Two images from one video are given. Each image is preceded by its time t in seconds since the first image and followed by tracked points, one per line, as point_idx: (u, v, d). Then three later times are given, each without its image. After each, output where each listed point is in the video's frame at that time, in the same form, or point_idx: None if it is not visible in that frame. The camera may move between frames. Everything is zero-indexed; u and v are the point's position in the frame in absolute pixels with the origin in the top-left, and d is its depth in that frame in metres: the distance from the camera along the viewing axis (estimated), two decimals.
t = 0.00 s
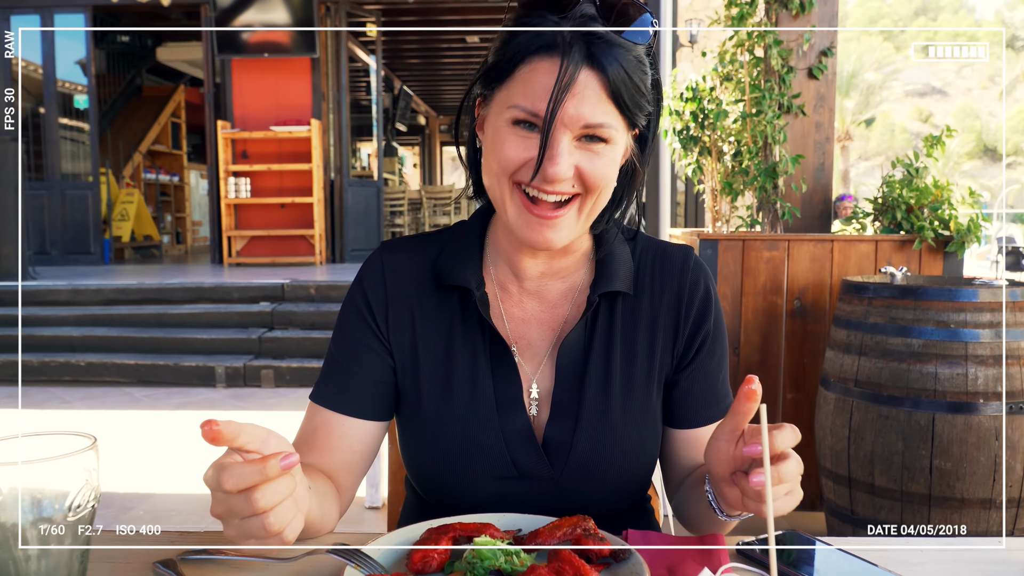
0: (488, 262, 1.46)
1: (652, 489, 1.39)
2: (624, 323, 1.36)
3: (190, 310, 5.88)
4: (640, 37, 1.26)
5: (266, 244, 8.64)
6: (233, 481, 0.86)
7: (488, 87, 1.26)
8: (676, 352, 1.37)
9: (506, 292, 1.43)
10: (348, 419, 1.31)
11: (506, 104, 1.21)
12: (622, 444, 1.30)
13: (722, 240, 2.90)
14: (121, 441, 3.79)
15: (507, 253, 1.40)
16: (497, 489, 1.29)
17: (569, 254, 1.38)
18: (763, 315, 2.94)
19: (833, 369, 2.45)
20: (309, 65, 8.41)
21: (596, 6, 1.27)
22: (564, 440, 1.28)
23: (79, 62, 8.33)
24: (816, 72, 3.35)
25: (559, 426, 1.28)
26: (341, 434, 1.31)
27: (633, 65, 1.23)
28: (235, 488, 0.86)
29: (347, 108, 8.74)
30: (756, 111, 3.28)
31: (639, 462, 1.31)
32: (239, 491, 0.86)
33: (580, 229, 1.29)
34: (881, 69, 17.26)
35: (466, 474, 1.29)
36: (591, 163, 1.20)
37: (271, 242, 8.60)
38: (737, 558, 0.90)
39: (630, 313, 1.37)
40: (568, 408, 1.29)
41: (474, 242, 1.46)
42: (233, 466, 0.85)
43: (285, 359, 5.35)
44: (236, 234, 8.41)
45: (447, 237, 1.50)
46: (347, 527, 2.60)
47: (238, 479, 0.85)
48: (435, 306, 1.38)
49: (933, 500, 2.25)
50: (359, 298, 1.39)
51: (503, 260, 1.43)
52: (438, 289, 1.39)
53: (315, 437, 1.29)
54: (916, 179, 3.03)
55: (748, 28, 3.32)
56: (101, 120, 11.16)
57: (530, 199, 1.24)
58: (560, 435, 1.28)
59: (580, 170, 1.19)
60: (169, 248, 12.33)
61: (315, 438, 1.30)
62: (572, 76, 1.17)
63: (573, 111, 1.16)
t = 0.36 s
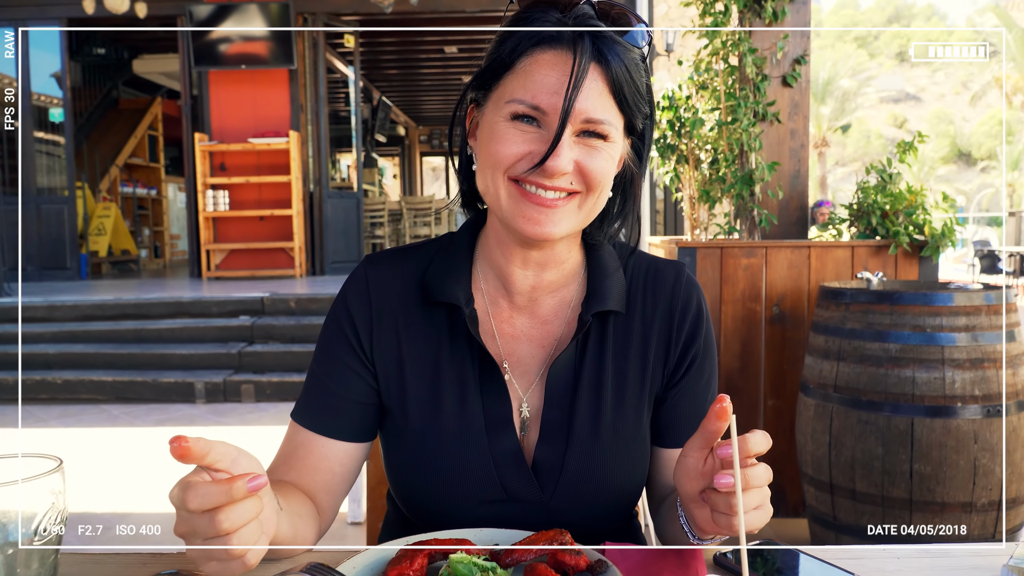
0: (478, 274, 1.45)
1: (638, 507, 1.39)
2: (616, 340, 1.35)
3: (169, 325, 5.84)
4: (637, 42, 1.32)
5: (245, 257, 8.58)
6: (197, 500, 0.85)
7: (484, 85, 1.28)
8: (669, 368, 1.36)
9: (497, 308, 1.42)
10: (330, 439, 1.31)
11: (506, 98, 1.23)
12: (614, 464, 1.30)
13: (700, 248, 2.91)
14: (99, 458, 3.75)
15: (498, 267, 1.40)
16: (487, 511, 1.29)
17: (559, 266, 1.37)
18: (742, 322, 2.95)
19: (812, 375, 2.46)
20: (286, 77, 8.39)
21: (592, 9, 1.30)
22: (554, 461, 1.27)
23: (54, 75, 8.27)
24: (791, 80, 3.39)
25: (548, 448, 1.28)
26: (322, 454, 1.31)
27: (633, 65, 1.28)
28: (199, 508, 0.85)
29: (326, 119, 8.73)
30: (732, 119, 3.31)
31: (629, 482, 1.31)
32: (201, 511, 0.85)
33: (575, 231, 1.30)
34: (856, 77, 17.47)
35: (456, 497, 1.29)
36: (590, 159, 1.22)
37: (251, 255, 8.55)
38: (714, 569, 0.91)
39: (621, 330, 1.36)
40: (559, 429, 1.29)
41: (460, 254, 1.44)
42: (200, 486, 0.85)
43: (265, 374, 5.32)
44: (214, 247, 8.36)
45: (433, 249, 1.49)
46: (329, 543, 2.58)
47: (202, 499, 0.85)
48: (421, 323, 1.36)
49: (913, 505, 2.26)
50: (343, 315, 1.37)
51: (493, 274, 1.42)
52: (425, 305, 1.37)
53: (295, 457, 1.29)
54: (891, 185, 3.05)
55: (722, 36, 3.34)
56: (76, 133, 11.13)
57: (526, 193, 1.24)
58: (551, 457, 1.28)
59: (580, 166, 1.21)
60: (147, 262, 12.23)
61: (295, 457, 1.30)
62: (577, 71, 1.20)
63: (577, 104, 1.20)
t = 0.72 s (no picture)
0: (457, 288, 1.44)
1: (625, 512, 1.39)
2: (597, 349, 1.35)
3: (155, 337, 5.80)
4: (586, 65, 1.20)
5: (233, 269, 8.55)
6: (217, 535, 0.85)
7: (433, 128, 1.21)
8: (649, 377, 1.36)
9: (476, 319, 1.40)
10: (315, 452, 1.29)
11: (445, 155, 1.15)
12: (598, 472, 1.29)
13: (688, 259, 2.93)
14: (84, 471, 3.72)
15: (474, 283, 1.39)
16: (469, 521, 1.28)
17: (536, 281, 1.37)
18: (730, 332, 2.96)
19: (799, 386, 2.46)
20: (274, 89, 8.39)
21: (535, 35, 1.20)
22: (537, 470, 1.27)
23: (40, 87, 8.22)
24: (776, 92, 3.40)
25: (531, 457, 1.28)
26: (308, 467, 1.29)
27: (573, 97, 1.16)
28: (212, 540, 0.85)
29: (313, 131, 8.72)
30: (719, 131, 3.32)
31: (612, 489, 1.31)
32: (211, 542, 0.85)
33: (536, 273, 1.22)
34: (841, 89, 17.61)
35: (438, 506, 1.28)
36: (537, 209, 1.12)
37: (238, 267, 8.52)
38: None
39: (603, 339, 1.36)
40: (541, 437, 1.29)
41: (442, 266, 1.45)
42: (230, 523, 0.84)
43: (253, 385, 5.29)
44: (201, 259, 8.32)
45: (414, 260, 1.49)
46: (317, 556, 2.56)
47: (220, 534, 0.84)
48: (401, 335, 1.36)
49: (900, 515, 2.26)
50: (324, 327, 1.37)
51: (470, 289, 1.40)
52: (406, 316, 1.37)
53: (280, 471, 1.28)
54: (877, 197, 3.06)
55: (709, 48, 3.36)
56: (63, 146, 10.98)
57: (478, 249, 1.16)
58: (533, 465, 1.27)
59: (524, 217, 1.12)
60: (135, 274, 12.17)
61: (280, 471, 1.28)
62: (503, 124, 1.10)
63: (509, 159, 1.09)
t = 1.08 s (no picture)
0: (423, 283, 1.43)
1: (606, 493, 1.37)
2: (562, 336, 1.35)
3: (144, 333, 5.77)
4: (520, 58, 1.17)
5: (222, 264, 8.52)
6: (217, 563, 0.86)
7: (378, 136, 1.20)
8: (614, 356, 1.35)
9: (443, 311, 1.40)
10: (290, 445, 1.27)
11: (389, 160, 1.14)
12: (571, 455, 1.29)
13: (678, 253, 2.92)
14: (73, 467, 3.70)
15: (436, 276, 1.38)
16: (443, 511, 1.27)
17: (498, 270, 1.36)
18: (721, 326, 2.96)
19: (790, 379, 2.46)
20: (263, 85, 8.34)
21: (461, 36, 1.17)
22: (508, 457, 1.26)
23: (28, 83, 8.16)
24: (766, 86, 3.41)
25: (501, 444, 1.27)
26: (285, 460, 1.27)
27: (508, 96, 1.15)
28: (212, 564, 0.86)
29: (303, 126, 8.68)
30: (709, 125, 3.31)
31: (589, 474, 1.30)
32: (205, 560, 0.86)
33: (490, 265, 1.22)
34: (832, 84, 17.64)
35: (413, 495, 1.27)
36: (483, 207, 1.12)
37: (228, 262, 8.49)
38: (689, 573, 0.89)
39: (566, 323, 1.36)
40: (510, 425, 1.28)
41: (408, 262, 1.44)
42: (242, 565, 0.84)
43: (243, 381, 5.27)
44: (191, 255, 8.29)
45: (385, 254, 1.48)
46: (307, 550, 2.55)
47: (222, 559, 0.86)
48: (371, 329, 1.36)
49: (891, 508, 2.26)
50: (296, 324, 1.36)
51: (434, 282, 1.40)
52: (375, 312, 1.37)
53: (258, 467, 1.26)
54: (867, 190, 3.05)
55: (699, 42, 3.35)
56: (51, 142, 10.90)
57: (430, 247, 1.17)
58: (504, 453, 1.26)
59: (471, 216, 1.12)
60: (124, 271, 12.12)
61: (259, 467, 1.27)
62: (434, 131, 1.09)
63: (446, 164, 1.09)
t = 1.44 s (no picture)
0: (410, 275, 1.42)
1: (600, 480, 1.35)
2: (546, 322, 1.33)
3: (140, 327, 5.75)
4: (488, 48, 1.15)
5: (217, 259, 8.50)
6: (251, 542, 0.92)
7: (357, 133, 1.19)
8: (598, 338, 1.33)
9: (431, 304, 1.38)
10: (284, 436, 1.27)
11: (368, 157, 1.13)
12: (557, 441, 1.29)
13: (674, 248, 2.91)
14: (68, 462, 3.69)
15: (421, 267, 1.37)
16: (431, 499, 1.26)
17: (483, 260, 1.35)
18: (716, 321, 2.95)
19: (786, 374, 2.46)
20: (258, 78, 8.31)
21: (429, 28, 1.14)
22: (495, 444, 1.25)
23: (23, 76, 8.12)
24: (762, 80, 3.40)
25: (488, 431, 1.26)
26: (279, 451, 1.27)
27: (481, 86, 1.12)
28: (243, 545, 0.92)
29: (298, 120, 8.66)
30: (705, 119, 3.31)
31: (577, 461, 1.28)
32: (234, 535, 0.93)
33: (477, 255, 1.21)
34: (828, 78, 17.64)
35: (402, 484, 1.26)
36: (464, 197, 1.11)
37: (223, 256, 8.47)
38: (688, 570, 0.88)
39: (550, 310, 1.34)
40: (496, 412, 1.27)
41: (396, 255, 1.42)
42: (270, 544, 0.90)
43: (238, 376, 5.26)
44: (186, 249, 8.27)
45: (373, 247, 1.47)
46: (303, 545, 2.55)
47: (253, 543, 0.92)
48: (358, 318, 1.35)
49: (888, 504, 2.26)
50: (286, 316, 1.35)
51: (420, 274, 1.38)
52: (363, 302, 1.36)
53: (254, 459, 1.26)
54: (863, 184, 3.05)
55: (695, 36, 3.34)
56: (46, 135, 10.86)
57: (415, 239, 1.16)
58: (490, 439, 1.25)
59: (452, 207, 1.11)
60: (119, 265, 12.10)
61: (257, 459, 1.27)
62: (408, 125, 1.07)
63: (422, 157, 1.08)
